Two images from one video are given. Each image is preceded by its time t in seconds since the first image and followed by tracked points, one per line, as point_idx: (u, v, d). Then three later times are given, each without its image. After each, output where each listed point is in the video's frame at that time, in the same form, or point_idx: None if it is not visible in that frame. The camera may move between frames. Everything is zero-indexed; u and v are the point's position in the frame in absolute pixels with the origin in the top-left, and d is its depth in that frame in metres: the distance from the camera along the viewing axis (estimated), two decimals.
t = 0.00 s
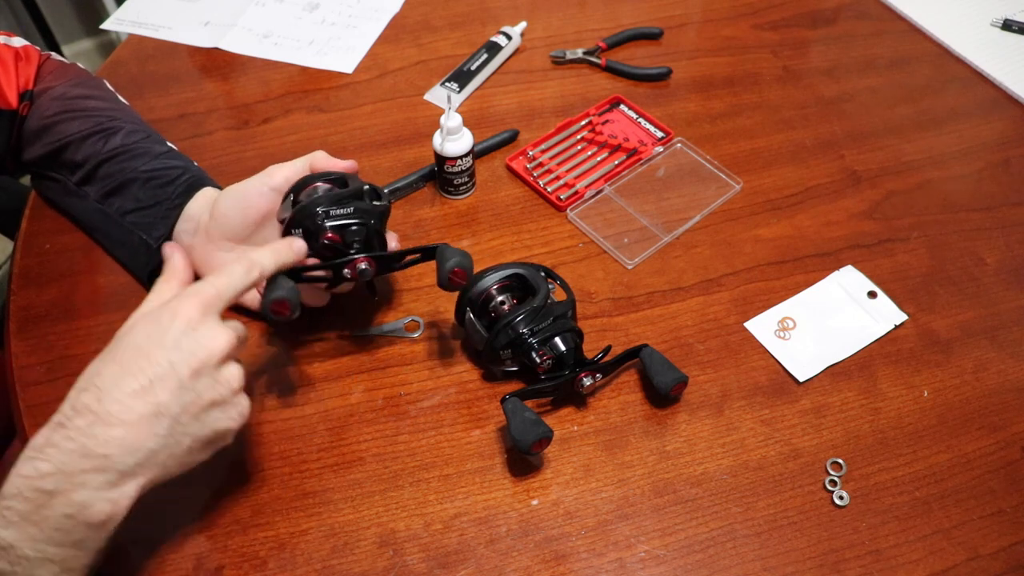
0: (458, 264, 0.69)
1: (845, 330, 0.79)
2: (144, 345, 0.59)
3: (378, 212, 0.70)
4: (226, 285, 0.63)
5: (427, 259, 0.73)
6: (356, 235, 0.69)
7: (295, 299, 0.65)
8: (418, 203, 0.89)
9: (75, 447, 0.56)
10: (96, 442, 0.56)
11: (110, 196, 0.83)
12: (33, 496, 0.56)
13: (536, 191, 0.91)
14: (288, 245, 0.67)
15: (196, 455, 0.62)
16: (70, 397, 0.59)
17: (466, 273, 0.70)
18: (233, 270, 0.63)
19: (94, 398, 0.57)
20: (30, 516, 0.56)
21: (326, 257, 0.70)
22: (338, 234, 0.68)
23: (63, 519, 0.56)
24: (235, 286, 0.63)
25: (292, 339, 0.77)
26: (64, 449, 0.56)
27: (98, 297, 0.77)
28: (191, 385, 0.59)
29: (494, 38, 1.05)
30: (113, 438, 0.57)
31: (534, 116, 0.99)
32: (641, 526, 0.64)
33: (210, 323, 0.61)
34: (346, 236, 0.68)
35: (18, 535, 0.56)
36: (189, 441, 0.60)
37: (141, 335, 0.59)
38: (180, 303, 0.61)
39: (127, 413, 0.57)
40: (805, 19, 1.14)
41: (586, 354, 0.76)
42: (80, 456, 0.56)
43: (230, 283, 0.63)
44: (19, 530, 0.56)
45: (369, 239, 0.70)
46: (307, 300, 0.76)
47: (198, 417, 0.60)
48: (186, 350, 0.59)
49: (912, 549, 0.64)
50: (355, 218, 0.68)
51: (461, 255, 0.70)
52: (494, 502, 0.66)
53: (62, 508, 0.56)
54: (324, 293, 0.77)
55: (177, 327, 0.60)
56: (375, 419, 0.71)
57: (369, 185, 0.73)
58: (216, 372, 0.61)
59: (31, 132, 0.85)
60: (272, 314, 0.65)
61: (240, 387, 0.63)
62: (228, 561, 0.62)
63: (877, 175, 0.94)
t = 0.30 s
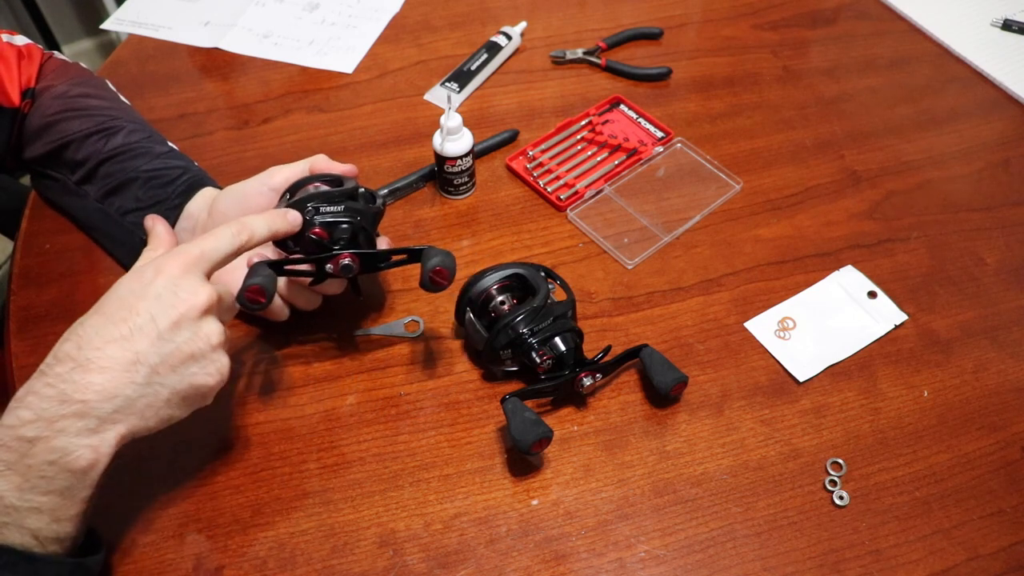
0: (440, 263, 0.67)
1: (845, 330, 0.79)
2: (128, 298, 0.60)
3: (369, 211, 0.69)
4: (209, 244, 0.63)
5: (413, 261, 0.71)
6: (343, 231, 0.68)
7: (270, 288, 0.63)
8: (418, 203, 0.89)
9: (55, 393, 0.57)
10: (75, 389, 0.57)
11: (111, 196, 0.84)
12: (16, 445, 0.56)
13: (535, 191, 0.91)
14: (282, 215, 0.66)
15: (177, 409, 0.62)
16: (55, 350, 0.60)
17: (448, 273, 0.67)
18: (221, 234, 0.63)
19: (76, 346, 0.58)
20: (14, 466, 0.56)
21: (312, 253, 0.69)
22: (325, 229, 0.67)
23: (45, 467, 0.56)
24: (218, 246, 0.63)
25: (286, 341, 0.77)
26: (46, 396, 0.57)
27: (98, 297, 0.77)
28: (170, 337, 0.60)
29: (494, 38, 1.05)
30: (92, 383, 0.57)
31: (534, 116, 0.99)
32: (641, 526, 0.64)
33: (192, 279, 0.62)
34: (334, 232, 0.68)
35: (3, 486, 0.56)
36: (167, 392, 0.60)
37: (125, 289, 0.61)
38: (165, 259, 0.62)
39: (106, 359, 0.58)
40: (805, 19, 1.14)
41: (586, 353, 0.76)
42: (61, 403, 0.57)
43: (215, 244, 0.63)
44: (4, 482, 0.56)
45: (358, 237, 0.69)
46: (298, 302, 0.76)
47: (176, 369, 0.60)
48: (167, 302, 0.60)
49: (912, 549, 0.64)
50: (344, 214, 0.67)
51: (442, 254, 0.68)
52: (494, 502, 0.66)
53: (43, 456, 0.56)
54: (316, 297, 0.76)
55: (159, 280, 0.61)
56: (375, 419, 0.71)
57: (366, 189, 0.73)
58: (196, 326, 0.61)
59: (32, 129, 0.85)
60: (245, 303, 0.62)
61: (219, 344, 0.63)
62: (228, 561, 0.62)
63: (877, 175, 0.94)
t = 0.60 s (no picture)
0: (439, 265, 0.67)
1: (845, 330, 0.79)
2: (132, 294, 0.60)
3: (368, 213, 0.69)
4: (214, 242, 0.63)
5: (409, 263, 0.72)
6: (342, 231, 0.68)
7: (267, 286, 0.63)
8: (418, 203, 0.89)
9: (58, 389, 0.57)
10: (78, 385, 0.57)
11: (110, 196, 0.84)
12: (19, 442, 0.56)
13: (535, 191, 0.91)
14: (283, 212, 0.65)
15: (181, 407, 0.62)
16: (57, 345, 0.60)
17: (444, 275, 0.67)
18: (224, 230, 0.63)
19: (80, 342, 0.58)
20: (16, 463, 0.56)
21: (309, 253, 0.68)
22: (323, 229, 0.67)
23: (47, 464, 0.56)
24: (222, 243, 0.63)
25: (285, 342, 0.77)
26: (49, 392, 0.57)
27: (98, 297, 0.77)
28: (174, 335, 0.60)
29: (494, 38, 1.05)
30: (95, 380, 0.57)
31: (534, 116, 0.99)
32: (641, 526, 0.64)
33: (197, 277, 0.62)
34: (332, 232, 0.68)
35: (3, 483, 0.56)
36: (171, 391, 0.60)
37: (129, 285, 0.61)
38: (170, 256, 0.62)
39: (110, 356, 0.58)
40: (805, 19, 1.14)
41: (586, 354, 0.76)
42: (63, 400, 0.57)
43: (219, 241, 0.63)
44: (5, 479, 0.56)
45: (355, 238, 0.69)
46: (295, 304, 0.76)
47: (179, 367, 0.60)
48: (171, 300, 0.60)
49: (912, 549, 0.64)
50: (344, 214, 0.67)
51: (441, 256, 0.68)
52: (494, 502, 0.66)
53: (45, 452, 0.56)
54: (314, 298, 0.76)
55: (164, 277, 0.61)
56: (375, 419, 0.71)
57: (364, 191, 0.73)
58: (200, 325, 0.62)
59: (32, 129, 0.85)
60: (242, 302, 0.62)
61: (223, 343, 0.63)
62: (228, 561, 0.62)
63: (877, 175, 0.94)
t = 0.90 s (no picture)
0: (441, 267, 0.67)
1: (845, 330, 0.79)
2: (136, 298, 0.60)
3: (371, 215, 0.69)
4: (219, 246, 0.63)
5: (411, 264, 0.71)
6: (345, 232, 0.67)
7: (270, 287, 0.62)
8: (418, 203, 0.89)
9: (60, 391, 0.57)
10: (80, 387, 0.57)
11: (111, 195, 0.83)
12: (21, 444, 0.56)
13: (536, 191, 0.91)
14: (286, 214, 0.65)
15: (183, 410, 0.62)
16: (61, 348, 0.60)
17: (448, 278, 0.67)
18: (228, 233, 0.63)
19: (83, 344, 0.58)
20: (18, 464, 0.56)
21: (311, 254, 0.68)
22: (326, 231, 0.67)
23: (48, 466, 0.56)
24: (226, 247, 0.63)
25: (286, 342, 0.77)
26: (52, 394, 0.57)
27: (99, 297, 0.77)
28: (177, 338, 0.60)
29: (494, 38, 1.05)
30: (98, 382, 0.57)
31: (534, 116, 0.99)
32: (641, 526, 0.64)
33: (200, 280, 0.62)
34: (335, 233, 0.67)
35: (5, 484, 0.56)
36: (173, 394, 0.60)
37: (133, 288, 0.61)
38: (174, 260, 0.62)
39: (113, 359, 0.58)
40: (805, 19, 1.14)
41: (586, 354, 0.76)
42: (66, 401, 0.57)
43: (223, 245, 0.63)
44: (7, 480, 0.56)
45: (358, 239, 0.69)
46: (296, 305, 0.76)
47: (182, 370, 0.60)
48: (176, 303, 0.60)
49: (912, 549, 0.64)
50: (346, 216, 0.67)
51: (443, 258, 0.68)
52: (494, 502, 0.66)
53: (47, 454, 0.56)
54: (314, 299, 0.76)
55: (168, 281, 0.61)
56: (376, 418, 0.71)
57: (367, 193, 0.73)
58: (204, 328, 0.62)
59: (33, 128, 0.85)
60: (246, 302, 0.62)
61: (226, 347, 0.63)
62: (229, 561, 0.62)
63: (877, 175, 0.94)
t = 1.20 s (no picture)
0: (440, 267, 0.67)
1: (845, 330, 0.79)
2: (134, 302, 0.60)
3: (370, 215, 0.69)
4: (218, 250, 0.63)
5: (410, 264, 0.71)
6: (344, 233, 0.67)
7: (268, 287, 0.62)
8: (418, 203, 0.89)
9: (59, 395, 0.57)
10: (79, 391, 0.57)
11: (111, 195, 0.83)
12: (19, 447, 0.56)
13: (536, 191, 0.91)
14: (284, 215, 0.65)
15: (181, 414, 0.62)
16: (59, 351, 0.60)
17: (447, 278, 0.67)
18: (226, 237, 0.63)
19: (82, 348, 0.58)
20: (16, 467, 0.56)
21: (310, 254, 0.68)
22: (325, 231, 0.67)
23: (46, 469, 0.56)
24: (225, 251, 0.63)
25: (286, 342, 0.77)
26: (50, 398, 0.57)
27: (99, 297, 0.78)
28: (176, 343, 0.60)
29: (494, 38, 1.05)
30: (96, 387, 0.57)
31: (534, 116, 0.99)
32: (640, 526, 0.64)
33: (199, 285, 0.62)
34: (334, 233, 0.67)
35: (3, 488, 0.56)
36: (172, 398, 0.60)
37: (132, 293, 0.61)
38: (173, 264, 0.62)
39: (112, 363, 0.58)
40: (805, 19, 1.14)
41: (586, 353, 0.76)
42: (64, 405, 0.57)
43: (222, 250, 0.63)
44: (5, 483, 0.56)
45: (357, 239, 0.69)
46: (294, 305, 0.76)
47: (181, 375, 0.60)
48: (174, 308, 0.60)
49: (912, 549, 0.64)
50: (345, 216, 0.67)
51: (443, 258, 0.68)
52: (494, 502, 0.66)
53: (45, 458, 0.56)
54: (313, 299, 0.77)
55: (167, 286, 0.61)
56: (376, 418, 0.71)
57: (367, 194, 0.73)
58: (203, 333, 0.61)
59: (33, 128, 0.85)
60: (243, 302, 0.62)
61: (224, 351, 0.63)
62: (229, 561, 0.62)
63: (877, 175, 0.94)
